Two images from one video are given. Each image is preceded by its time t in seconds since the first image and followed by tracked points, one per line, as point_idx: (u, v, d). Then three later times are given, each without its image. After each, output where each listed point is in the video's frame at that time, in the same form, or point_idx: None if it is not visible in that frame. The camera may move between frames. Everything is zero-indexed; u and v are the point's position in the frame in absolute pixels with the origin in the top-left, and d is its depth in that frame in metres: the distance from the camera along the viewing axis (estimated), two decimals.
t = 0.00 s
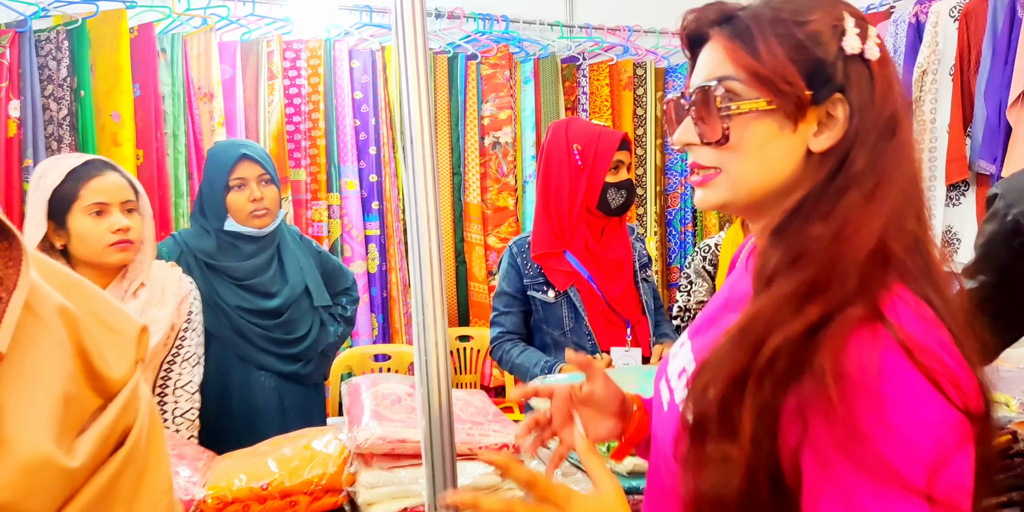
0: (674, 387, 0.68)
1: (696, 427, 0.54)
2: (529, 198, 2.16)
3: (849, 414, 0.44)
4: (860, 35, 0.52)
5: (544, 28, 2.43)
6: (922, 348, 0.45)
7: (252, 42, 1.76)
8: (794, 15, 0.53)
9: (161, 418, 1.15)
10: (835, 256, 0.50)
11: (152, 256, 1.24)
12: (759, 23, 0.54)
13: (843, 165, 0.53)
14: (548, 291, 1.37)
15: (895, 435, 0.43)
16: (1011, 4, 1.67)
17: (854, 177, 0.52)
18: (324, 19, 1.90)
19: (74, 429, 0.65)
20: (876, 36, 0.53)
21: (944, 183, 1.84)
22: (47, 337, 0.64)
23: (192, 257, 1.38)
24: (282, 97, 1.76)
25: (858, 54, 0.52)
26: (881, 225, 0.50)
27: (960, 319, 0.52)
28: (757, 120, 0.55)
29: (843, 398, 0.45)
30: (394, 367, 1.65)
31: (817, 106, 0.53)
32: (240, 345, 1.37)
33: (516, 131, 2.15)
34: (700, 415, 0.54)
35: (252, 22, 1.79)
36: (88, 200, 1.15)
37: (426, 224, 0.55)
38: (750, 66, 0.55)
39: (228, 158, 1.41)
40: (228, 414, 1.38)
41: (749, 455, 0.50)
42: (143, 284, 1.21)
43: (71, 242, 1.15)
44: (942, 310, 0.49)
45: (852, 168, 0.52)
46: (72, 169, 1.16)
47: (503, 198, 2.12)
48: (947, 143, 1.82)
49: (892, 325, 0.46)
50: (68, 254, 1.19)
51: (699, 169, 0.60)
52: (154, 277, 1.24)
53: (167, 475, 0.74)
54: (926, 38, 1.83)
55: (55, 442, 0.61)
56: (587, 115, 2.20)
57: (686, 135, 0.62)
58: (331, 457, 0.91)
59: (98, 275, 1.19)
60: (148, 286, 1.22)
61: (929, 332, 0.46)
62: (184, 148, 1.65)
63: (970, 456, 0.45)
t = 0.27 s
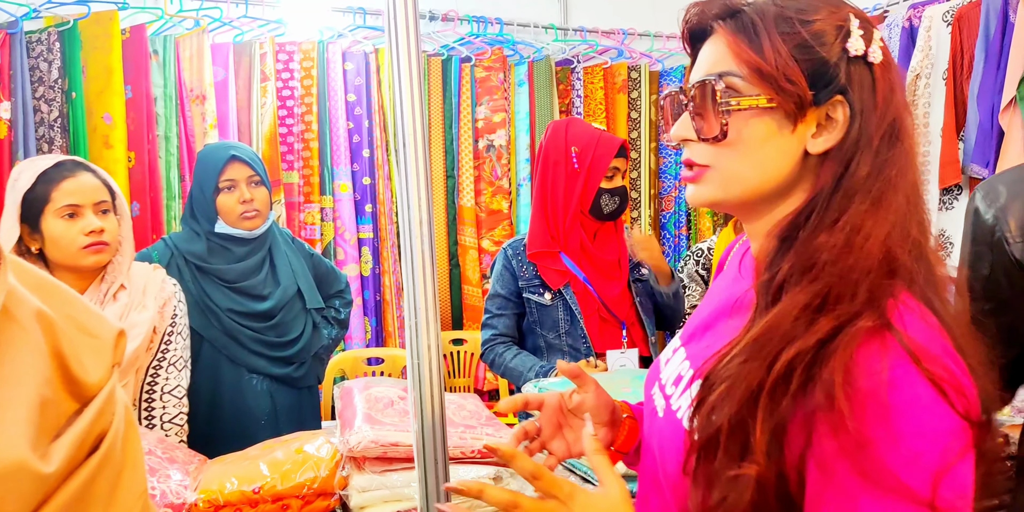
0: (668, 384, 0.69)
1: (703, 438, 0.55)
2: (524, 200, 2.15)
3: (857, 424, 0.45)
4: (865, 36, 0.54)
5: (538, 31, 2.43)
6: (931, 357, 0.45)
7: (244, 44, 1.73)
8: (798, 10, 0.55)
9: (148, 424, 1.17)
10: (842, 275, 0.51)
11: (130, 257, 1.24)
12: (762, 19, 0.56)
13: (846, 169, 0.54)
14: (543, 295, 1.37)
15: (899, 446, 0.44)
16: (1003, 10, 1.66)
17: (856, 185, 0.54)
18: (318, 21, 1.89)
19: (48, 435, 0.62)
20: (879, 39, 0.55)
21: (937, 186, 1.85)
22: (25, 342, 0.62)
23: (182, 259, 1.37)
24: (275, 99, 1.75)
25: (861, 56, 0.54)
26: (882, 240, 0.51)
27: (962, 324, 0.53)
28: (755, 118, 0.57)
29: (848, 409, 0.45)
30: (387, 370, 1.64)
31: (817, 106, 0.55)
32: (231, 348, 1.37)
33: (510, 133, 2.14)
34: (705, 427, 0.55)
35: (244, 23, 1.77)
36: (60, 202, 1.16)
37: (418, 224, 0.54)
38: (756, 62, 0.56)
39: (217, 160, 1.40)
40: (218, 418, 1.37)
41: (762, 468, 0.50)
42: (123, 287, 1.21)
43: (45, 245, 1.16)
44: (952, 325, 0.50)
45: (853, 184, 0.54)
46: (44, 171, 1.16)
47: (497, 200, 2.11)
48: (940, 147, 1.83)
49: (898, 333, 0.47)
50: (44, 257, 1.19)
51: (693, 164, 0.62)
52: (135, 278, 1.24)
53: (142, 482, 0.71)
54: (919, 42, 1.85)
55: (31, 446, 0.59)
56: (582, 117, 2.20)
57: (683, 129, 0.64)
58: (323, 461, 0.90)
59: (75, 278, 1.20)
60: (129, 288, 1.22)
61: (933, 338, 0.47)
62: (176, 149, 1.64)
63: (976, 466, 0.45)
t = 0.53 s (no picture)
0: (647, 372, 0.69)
1: (667, 421, 0.57)
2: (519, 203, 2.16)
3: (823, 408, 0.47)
4: (819, 39, 0.53)
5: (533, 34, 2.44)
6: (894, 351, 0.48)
7: (239, 47, 1.74)
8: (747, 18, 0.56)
9: (138, 426, 1.17)
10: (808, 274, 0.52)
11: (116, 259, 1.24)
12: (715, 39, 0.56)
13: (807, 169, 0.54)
14: (540, 297, 1.38)
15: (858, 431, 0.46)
16: (997, 12, 1.68)
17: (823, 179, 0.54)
18: (312, 23, 1.89)
19: (15, 443, 0.66)
20: (839, 37, 0.53)
21: (931, 188, 1.86)
22: None
23: (175, 262, 1.37)
24: (270, 102, 1.75)
25: (815, 57, 0.53)
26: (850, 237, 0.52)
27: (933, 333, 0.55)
28: (714, 123, 0.58)
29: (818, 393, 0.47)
30: (381, 373, 1.64)
31: (773, 110, 0.55)
32: (224, 351, 1.37)
33: (505, 136, 2.15)
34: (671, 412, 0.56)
35: (239, 27, 1.77)
36: (43, 205, 1.15)
37: (412, 228, 0.54)
38: (711, 77, 0.57)
39: (209, 160, 1.40)
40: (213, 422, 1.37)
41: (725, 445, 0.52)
42: (110, 290, 1.22)
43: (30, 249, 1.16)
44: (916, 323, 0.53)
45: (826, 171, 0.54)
46: (26, 173, 1.15)
47: (492, 203, 2.12)
48: (933, 150, 1.85)
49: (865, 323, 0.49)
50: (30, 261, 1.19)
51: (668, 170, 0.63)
52: (122, 280, 1.24)
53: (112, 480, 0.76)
54: (914, 45, 1.84)
55: None
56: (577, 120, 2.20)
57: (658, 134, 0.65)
58: (318, 463, 0.90)
59: (62, 281, 1.20)
60: (116, 290, 1.22)
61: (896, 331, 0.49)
62: (171, 151, 1.64)
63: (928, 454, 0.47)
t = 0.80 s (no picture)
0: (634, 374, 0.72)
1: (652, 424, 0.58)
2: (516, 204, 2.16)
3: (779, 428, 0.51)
4: (762, 62, 0.56)
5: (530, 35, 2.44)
6: (860, 357, 0.51)
7: (236, 47, 1.73)
8: (700, 37, 0.59)
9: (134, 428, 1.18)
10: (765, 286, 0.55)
11: (111, 261, 1.24)
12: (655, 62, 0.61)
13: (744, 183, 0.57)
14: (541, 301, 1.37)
15: (820, 445, 0.50)
16: (997, 13, 1.69)
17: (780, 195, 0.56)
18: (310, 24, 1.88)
19: None
20: (788, 61, 0.56)
21: (931, 190, 1.87)
22: None
23: (171, 264, 1.37)
24: (267, 103, 1.74)
25: (757, 81, 0.56)
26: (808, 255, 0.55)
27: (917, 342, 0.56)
28: (660, 142, 0.62)
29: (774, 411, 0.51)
30: (378, 375, 1.64)
31: (712, 131, 0.58)
32: (219, 354, 1.37)
33: (503, 138, 2.15)
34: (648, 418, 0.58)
35: (236, 27, 1.75)
36: (40, 206, 1.15)
37: (411, 231, 0.54)
38: (654, 97, 0.60)
39: (204, 163, 1.39)
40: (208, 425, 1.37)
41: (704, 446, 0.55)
42: (105, 291, 1.21)
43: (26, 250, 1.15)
44: (893, 326, 0.55)
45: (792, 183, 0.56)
46: (22, 173, 1.15)
47: (489, 205, 2.12)
48: (933, 152, 1.85)
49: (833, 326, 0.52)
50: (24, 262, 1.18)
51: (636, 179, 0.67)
52: (116, 282, 1.24)
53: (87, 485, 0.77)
54: (913, 46, 1.85)
55: None
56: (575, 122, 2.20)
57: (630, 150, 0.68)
58: (315, 465, 0.90)
59: (57, 283, 1.19)
60: (110, 292, 1.22)
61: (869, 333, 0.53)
62: (168, 153, 1.64)
63: (899, 456, 0.51)
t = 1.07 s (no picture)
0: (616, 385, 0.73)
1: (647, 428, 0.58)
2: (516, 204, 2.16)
3: (756, 445, 0.52)
4: (724, 89, 0.56)
5: (529, 36, 2.44)
6: (839, 374, 0.51)
7: (236, 48, 1.73)
8: (659, 59, 0.58)
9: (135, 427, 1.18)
10: (735, 308, 0.55)
11: (111, 259, 1.25)
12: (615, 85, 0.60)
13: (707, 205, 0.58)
14: (538, 303, 1.38)
15: (800, 462, 0.51)
16: (996, 13, 1.69)
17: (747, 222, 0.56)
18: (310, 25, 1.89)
19: None
20: (749, 86, 0.56)
21: (930, 190, 1.87)
22: None
23: (171, 264, 1.38)
24: (267, 103, 1.75)
25: (721, 107, 0.56)
26: (769, 281, 0.55)
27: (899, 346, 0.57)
28: (620, 162, 0.62)
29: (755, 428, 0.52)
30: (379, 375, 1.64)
31: (674, 155, 0.59)
32: (218, 353, 1.38)
33: (503, 138, 2.15)
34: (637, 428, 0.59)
35: (236, 28, 1.75)
36: (32, 205, 1.16)
37: (410, 231, 0.54)
38: (614, 123, 0.60)
39: (203, 163, 1.40)
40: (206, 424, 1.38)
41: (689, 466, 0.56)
42: (105, 290, 1.22)
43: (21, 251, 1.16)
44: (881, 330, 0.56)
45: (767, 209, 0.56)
46: (16, 173, 1.15)
47: (489, 205, 2.13)
48: (932, 152, 1.86)
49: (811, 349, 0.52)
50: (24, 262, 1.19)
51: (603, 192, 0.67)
52: (116, 281, 1.24)
53: (51, 477, 0.66)
54: (912, 46, 1.85)
55: None
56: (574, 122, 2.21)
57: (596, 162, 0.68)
58: (315, 464, 0.90)
59: (57, 282, 1.19)
60: (110, 292, 1.22)
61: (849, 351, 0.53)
62: (169, 153, 1.64)
63: (883, 469, 0.52)
